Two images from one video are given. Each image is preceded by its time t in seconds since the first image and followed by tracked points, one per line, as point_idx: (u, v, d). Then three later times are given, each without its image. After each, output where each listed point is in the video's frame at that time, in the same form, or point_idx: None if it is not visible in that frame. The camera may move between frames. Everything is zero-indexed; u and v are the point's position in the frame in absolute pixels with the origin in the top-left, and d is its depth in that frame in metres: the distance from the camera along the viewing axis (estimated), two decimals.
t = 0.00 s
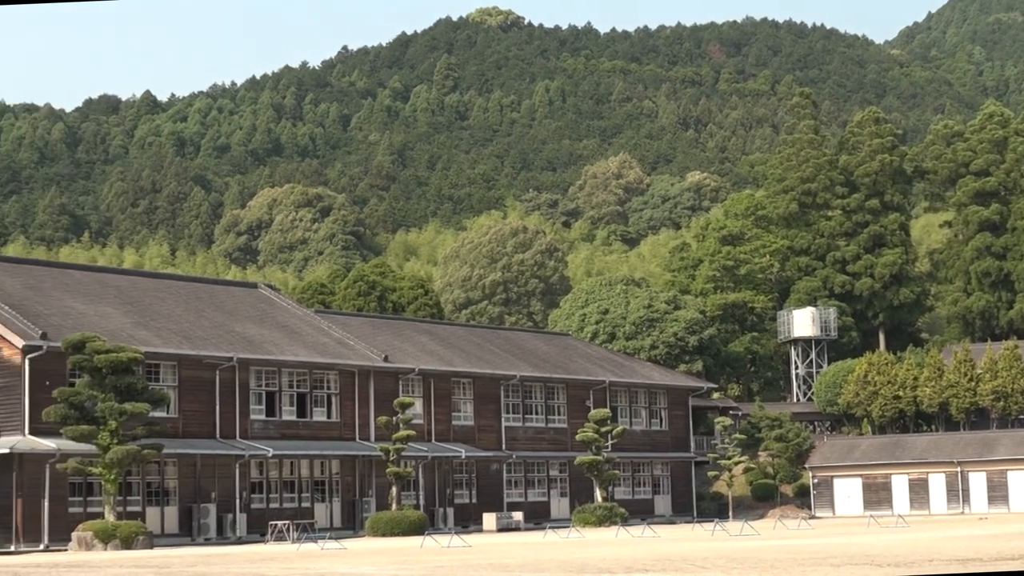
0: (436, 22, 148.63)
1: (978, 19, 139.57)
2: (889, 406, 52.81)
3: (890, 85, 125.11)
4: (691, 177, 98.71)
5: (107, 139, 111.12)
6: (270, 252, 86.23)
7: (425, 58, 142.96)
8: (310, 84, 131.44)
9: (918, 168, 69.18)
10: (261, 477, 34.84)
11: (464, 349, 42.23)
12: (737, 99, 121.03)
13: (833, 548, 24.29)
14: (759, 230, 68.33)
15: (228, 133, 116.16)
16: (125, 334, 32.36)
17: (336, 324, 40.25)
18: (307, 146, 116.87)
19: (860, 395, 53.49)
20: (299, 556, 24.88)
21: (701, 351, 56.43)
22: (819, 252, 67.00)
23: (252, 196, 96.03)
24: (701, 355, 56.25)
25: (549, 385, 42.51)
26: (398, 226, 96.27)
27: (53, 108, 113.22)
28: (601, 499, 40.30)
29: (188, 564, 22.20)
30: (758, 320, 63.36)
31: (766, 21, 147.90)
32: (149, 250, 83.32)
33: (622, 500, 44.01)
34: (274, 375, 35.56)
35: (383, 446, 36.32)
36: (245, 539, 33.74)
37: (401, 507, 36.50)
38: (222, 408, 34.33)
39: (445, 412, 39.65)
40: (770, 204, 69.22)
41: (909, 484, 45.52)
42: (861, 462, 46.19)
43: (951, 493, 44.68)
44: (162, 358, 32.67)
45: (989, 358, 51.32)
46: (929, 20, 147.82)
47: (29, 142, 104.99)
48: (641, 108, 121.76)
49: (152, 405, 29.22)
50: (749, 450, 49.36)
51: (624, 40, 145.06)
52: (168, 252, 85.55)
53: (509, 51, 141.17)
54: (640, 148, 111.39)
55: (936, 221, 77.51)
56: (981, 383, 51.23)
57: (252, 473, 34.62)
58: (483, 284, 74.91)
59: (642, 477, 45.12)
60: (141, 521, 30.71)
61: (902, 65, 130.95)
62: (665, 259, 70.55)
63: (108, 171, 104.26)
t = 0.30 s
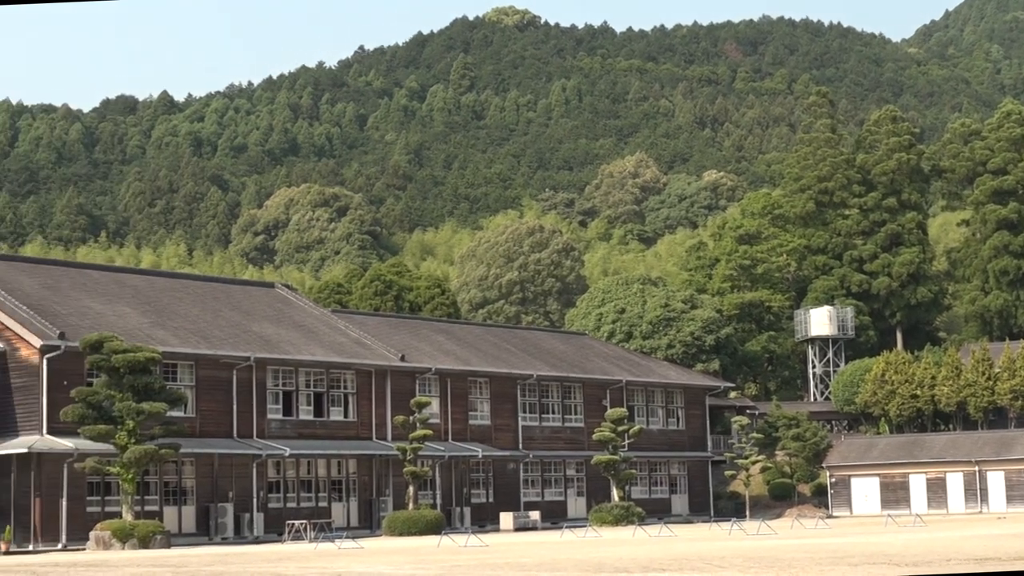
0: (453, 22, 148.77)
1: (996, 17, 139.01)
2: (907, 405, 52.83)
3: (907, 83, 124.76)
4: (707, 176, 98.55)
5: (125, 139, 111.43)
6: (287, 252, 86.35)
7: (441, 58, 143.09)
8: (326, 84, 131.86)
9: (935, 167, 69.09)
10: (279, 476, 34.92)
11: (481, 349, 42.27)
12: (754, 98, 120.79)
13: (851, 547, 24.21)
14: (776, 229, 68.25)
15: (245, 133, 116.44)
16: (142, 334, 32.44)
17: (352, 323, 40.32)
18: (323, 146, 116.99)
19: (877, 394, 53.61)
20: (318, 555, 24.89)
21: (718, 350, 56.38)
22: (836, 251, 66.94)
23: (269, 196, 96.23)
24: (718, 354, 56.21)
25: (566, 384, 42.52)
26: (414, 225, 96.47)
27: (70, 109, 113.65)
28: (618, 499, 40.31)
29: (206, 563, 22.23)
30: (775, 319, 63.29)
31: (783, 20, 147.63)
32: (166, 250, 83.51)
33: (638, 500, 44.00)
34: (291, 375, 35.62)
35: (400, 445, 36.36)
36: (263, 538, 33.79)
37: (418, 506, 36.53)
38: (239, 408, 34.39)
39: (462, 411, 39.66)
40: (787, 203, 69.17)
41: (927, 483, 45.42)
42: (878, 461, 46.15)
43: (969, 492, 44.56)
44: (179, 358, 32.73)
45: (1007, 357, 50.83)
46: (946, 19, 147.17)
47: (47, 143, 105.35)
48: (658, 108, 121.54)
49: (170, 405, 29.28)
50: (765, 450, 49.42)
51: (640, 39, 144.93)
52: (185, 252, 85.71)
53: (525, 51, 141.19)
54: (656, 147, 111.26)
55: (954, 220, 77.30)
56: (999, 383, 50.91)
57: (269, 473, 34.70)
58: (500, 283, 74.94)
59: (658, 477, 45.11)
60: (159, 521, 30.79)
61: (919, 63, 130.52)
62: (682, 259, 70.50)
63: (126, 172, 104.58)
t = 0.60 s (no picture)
0: (469, 21, 148.92)
1: (1015, 15, 138.47)
2: (925, 404, 52.65)
3: (925, 82, 124.42)
4: (725, 176, 98.40)
5: (143, 139, 111.76)
6: (305, 252, 86.49)
7: (458, 57, 143.26)
8: (343, 84, 132.22)
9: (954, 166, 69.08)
10: (296, 476, 34.98)
11: (499, 348, 42.30)
12: (771, 96, 120.55)
13: (870, 547, 24.15)
14: (794, 228, 68.18)
15: (263, 133, 116.69)
16: (160, 334, 32.53)
17: (370, 323, 40.39)
18: (340, 146, 117.16)
19: (895, 394, 53.53)
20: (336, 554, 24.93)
21: (736, 349, 56.32)
22: (854, 250, 66.82)
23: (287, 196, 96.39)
24: (736, 353, 56.16)
25: (584, 383, 42.52)
26: (432, 225, 96.66)
27: (88, 109, 114.01)
28: (636, 499, 40.28)
29: (225, 563, 22.27)
30: (792, 318, 63.24)
31: (800, 19, 147.28)
32: (184, 250, 83.70)
33: (656, 499, 43.97)
34: (308, 374, 35.68)
35: (417, 444, 36.41)
36: (280, 538, 33.83)
37: (436, 506, 36.56)
38: (257, 407, 34.47)
39: (479, 411, 39.68)
40: (805, 202, 69.12)
41: (945, 482, 45.34)
42: (896, 460, 46.02)
43: (988, 491, 44.47)
44: (197, 358, 32.81)
45: None
46: (964, 17, 146.71)
47: (65, 143, 105.70)
48: (675, 106, 121.33)
49: (188, 405, 29.34)
50: (783, 449, 49.18)
51: (657, 38, 144.82)
52: (203, 252, 85.86)
53: (543, 50, 141.25)
54: (673, 146, 111.14)
55: (972, 218, 77.09)
56: (1019, 381, 50.84)
57: (287, 472, 34.78)
58: (517, 283, 74.97)
59: (676, 476, 45.06)
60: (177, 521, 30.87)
61: (937, 62, 130.12)
62: (699, 258, 70.45)
63: (144, 171, 104.87)
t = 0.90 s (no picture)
0: (488, 21, 149.09)
1: None
2: (946, 403, 52.53)
3: (945, 79, 123.99)
4: (744, 174, 98.25)
5: (163, 139, 112.10)
6: (325, 252, 86.61)
7: (477, 57, 143.42)
8: (362, 84, 132.55)
9: (974, 164, 69.29)
10: (317, 475, 35.07)
11: (518, 347, 42.33)
12: (791, 95, 120.26)
13: (892, 547, 24.05)
14: (814, 226, 68.08)
15: (282, 133, 116.94)
16: (180, 334, 32.64)
17: (390, 322, 40.49)
18: (359, 146, 117.30)
19: (916, 392, 53.54)
20: (356, 553, 24.94)
21: (756, 348, 56.23)
22: (874, 248, 66.66)
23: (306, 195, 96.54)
24: (756, 352, 56.10)
25: (603, 382, 42.53)
26: (451, 225, 96.77)
27: (109, 109, 114.37)
28: (655, 498, 40.27)
29: (245, 562, 22.32)
30: (812, 317, 63.11)
31: (819, 18, 146.83)
32: (204, 250, 83.86)
33: (676, 498, 43.89)
34: (328, 374, 35.74)
35: (437, 444, 36.47)
36: (300, 537, 33.90)
37: (457, 505, 36.62)
38: (277, 406, 34.56)
39: (499, 410, 39.69)
40: (825, 201, 69.01)
41: (966, 481, 45.12)
42: (916, 459, 46.00)
43: (1009, 491, 44.11)
44: (217, 357, 32.88)
45: None
46: (984, 15, 146.13)
47: (86, 143, 106.09)
48: (694, 105, 121.08)
49: (208, 405, 29.40)
50: (804, 447, 49.29)
51: (676, 37, 144.65)
52: (223, 252, 86.04)
53: (562, 50, 141.27)
54: (692, 145, 110.99)
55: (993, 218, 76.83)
56: None
57: (307, 471, 34.87)
58: (537, 282, 74.97)
59: (695, 475, 45.02)
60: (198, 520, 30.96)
61: (957, 60, 129.69)
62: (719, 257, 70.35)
63: (164, 171, 105.20)
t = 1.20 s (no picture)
0: (504, 21, 149.18)
1: None
2: (964, 402, 52.26)
3: (963, 78, 123.62)
4: (761, 173, 98.13)
5: (180, 139, 112.39)
6: (341, 251, 86.76)
7: (494, 56, 143.54)
8: (379, 84, 132.82)
9: (992, 161, 69.65)
10: (334, 475, 35.15)
11: (535, 347, 42.33)
12: (808, 94, 120.05)
13: (909, 546, 23.98)
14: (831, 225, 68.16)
15: (299, 133, 117.23)
16: (198, 333, 32.73)
17: (407, 322, 40.55)
18: (376, 146, 117.48)
19: (934, 391, 53.33)
20: (374, 553, 24.95)
21: (773, 347, 56.20)
22: (891, 247, 66.48)
23: (323, 195, 96.74)
24: (773, 351, 56.07)
25: (620, 382, 42.51)
26: (467, 224, 96.92)
27: (126, 110, 114.70)
28: (672, 497, 40.25)
29: (262, 562, 22.37)
30: (830, 316, 63.08)
31: (837, 17, 146.34)
32: (221, 250, 83.99)
33: (693, 498, 43.87)
34: (345, 373, 35.78)
35: (454, 443, 36.47)
36: (318, 536, 33.98)
37: (474, 504, 36.68)
38: (294, 406, 34.61)
39: (516, 410, 39.71)
40: (842, 199, 68.89)
41: (985, 480, 45.05)
42: (934, 458, 45.86)
43: None
44: (235, 357, 32.95)
45: None
46: (1002, 13, 145.59)
47: (103, 143, 106.46)
48: (711, 104, 120.92)
49: (225, 404, 29.46)
50: (821, 446, 49.20)
51: (693, 36, 144.49)
52: (240, 252, 86.15)
53: (578, 49, 141.24)
54: (709, 144, 110.88)
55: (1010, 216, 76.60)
56: None
57: (325, 471, 34.95)
58: (553, 281, 75.00)
59: (713, 475, 44.97)
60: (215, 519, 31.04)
61: (975, 58, 129.25)
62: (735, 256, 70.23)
63: (181, 171, 105.49)
